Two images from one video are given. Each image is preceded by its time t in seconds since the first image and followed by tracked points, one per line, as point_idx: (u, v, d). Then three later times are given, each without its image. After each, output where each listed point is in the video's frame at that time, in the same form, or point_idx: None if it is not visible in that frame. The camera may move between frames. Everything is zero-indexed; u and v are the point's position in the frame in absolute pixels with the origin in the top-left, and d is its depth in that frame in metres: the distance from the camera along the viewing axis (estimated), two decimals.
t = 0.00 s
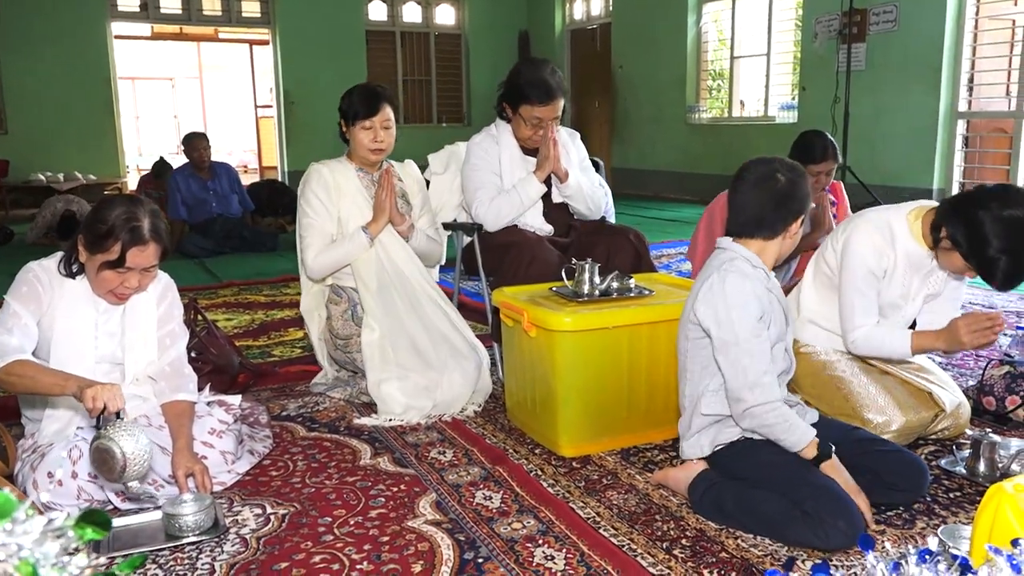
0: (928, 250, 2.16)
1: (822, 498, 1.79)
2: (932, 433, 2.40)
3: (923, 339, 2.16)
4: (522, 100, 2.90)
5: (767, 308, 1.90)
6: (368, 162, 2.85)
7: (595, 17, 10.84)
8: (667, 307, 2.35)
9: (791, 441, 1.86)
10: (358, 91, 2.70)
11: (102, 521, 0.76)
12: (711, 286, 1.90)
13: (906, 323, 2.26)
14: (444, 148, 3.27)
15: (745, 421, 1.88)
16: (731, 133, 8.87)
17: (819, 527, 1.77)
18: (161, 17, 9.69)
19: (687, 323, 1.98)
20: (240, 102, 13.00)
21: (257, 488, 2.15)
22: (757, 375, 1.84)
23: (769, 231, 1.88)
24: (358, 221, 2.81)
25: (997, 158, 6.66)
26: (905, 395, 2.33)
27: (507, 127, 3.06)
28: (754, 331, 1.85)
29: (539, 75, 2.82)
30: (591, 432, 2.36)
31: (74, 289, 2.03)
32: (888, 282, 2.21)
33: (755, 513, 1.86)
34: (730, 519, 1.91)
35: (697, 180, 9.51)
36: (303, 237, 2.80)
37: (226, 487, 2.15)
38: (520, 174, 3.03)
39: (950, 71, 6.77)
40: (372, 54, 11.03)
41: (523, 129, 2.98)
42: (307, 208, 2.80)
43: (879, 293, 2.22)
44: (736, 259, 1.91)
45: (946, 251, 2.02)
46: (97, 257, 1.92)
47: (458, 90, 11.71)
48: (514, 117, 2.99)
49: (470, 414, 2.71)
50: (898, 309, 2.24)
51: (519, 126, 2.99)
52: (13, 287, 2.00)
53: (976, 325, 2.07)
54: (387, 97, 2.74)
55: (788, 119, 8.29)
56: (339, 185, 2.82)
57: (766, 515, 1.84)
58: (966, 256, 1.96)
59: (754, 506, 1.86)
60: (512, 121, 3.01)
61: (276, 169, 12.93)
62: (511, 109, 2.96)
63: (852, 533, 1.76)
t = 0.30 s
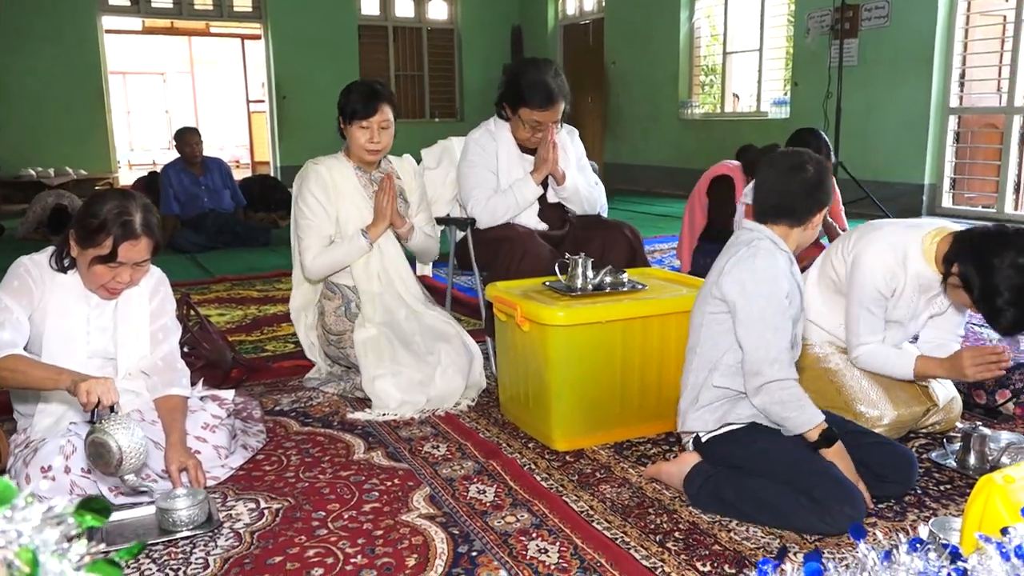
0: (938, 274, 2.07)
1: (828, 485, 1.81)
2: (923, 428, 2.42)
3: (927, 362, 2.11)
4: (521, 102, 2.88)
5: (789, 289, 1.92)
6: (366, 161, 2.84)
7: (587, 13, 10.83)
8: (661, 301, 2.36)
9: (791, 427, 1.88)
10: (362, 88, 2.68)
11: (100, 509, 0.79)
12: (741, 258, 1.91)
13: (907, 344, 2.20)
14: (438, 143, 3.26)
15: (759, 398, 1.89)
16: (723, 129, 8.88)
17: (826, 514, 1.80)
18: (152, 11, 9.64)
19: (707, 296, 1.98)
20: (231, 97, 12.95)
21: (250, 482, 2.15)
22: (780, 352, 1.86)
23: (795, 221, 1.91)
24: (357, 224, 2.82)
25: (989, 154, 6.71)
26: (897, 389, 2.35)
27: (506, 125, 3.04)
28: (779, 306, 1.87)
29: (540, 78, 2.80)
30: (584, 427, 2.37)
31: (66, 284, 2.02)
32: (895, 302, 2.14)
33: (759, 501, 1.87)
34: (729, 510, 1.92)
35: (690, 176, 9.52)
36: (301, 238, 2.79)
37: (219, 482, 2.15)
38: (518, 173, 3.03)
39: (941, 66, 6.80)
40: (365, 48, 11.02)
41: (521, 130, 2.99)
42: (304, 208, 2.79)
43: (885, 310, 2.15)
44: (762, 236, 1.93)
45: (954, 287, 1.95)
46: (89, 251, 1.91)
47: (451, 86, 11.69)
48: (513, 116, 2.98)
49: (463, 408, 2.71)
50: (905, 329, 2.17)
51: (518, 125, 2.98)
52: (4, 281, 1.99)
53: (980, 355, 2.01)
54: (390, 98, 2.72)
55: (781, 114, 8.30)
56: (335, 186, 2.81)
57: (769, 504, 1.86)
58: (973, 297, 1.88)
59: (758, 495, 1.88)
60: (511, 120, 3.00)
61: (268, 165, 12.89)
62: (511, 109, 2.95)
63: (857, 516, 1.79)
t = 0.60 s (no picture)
0: (942, 291, 2.01)
1: (821, 487, 1.82)
2: (914, 422, 2.44)
3: (918, 365, 2.08)
4: (522, 104, 2.84)
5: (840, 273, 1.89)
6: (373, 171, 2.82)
7: (580, 8, 10.82)
8: (655, 296, 2.36)
9: (807, 413, 1.89)
10: (378, 94, 2.60)
11: (101, 498, 0.84)
12: (811, 236, 1.85)
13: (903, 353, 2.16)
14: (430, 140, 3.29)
15: (806, 376, 1.85)
16: (715, 125, 8.89)
17: (817, 515, 1.81)
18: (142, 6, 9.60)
19: (762, 267, 1.91)
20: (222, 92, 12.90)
21: (243, 478, 2.15)
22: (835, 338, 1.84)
23: (841, 215, 1.88)
24: (361, 232, 2.83)
25: (979, 149, 6.75)
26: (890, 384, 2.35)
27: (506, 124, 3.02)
28: (836, 289, 1.84)
29: (543, 82, 2.76)
30: (579, 421, 2.38)
31: (58, 279, 2.01)
32: (897, 313, 2.08)
33: (752, 500, 1.88)
34: (722, 504, 1.93)
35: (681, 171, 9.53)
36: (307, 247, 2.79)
37: (213, 477, 2.15)
38: (515, 173, 3.00)
39: (932, 62, 6.81)
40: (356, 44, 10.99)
41: (520, 132, 2.99)
42: (311, 213, 2.77)
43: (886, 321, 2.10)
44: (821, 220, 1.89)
45: (953, 311, 1.79)
46: (80, 245, 1.91)
47: (443, 81, 11.68)
48: (513, 116, 2.96)
49: (457, 404, 2.71)
50: (903, 339, 2.13)
51: (517, 126, 2.95)
52: None
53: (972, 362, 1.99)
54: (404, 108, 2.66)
55: (773, 109, 8.32)
56: (341, 190, 2.80)
57: (762, 501, 1.87)
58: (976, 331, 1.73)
59: (752, 494, 1.88)
60: (511, 120, 2.97)
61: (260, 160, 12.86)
62: (510, 109, 2.93)
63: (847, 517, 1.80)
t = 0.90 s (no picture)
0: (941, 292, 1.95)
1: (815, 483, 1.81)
2: (907, 416, 2.45)
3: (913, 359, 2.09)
4: (527, 109, 2.78)
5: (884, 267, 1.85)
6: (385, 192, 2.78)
7: (573, 3, 10.81)
8: (650, 291, 2.36)
9: (847, 406, 1.82)
10: (398, 120, 2.48)
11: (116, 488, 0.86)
12: (874, 224, 1.81)
13: (900, 351, 2.16)
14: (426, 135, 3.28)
15: (858, 366, 1.79)
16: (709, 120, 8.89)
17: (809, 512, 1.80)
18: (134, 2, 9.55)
19: (828, 234, 1.83)
20: (215, 88, 12.86)
21: (240, 473, 2.15)
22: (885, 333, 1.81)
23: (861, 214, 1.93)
24: (370, 244, 2.80)
25: (972, 144, 6.79)
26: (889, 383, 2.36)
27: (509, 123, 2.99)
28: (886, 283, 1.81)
29: (549, 90, 2.71)
30: (574, 416, 2.39)
31: (53, 276, 2.00)
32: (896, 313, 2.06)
33: (748, 501, 1.88)
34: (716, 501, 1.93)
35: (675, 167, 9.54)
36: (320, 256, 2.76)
37: (209, 472, 2.15)
38: (516, 173, 3.01)
39: (925, 56, 6.83)
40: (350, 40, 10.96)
41: (523, 134, 2.96)
42: (320, 223, 2.74)
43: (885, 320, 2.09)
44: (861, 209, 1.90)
45: (952, 315, 1.76)
46: (76, 241, 1.90)
47: (437, 76, 11.66)
48: (517, 118, 2.92)
49: (453, 398, 2.72)
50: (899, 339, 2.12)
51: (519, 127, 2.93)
52: None
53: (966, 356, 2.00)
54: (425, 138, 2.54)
55: (766, 105, 8.33)
56: (352, 200, 2.75)
57: (757, 499, 1.87)
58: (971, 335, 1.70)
59: (749, 495, 1.88)
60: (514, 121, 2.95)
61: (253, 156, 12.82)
62: (513, 111, 2.89)
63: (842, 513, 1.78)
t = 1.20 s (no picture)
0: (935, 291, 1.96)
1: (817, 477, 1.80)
2: (902, 412, 2.47)
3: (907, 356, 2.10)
4: (529, 113, 2.76)
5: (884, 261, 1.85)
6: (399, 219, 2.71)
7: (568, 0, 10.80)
8: (647, 287, 2.37)
9: (845, 397, 1.81)
10: (415, 160, 2.41)
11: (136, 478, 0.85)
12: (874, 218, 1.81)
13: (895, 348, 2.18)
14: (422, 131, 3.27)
15: (852, 356, 1.79)
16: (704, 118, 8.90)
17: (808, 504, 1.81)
18: None
19: (826, 225, 1.84)
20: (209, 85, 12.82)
21: (238, 470, 2.15)
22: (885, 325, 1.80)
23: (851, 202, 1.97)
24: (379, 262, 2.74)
25: (965, 141, 6.82)
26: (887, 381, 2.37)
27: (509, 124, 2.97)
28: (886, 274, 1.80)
29: (552, 96, 2.68)
30: (571, 412, 2.39)
31: (52, 273, 2.00)
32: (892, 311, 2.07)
33: (744, 489, 1.91)
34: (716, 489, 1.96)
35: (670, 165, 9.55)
36: (331, 270, 2.73)
37: (207, 469, 2.15)
38: (515, 173, 3.00)
39: (919, 54, 6.85)
40: (345, 37, 10.95)
41: (524, 135, 2.96)
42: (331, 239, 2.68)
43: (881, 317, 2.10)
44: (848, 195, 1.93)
45: (946, 314, 1.78)
46: (77, 238, 1.90)
47: (431, 73, 11.65)
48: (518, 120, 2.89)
49: (449, 395, 2.73)
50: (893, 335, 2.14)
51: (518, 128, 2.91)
52: None
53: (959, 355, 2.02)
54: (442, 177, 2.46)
55: (760, 102, 8.35)
56: (363, 218, 2.68)
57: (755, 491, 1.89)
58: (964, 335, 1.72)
59: (745, 485, 1.90)
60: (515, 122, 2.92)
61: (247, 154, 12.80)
62: (513, 112, 2.87)
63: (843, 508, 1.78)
